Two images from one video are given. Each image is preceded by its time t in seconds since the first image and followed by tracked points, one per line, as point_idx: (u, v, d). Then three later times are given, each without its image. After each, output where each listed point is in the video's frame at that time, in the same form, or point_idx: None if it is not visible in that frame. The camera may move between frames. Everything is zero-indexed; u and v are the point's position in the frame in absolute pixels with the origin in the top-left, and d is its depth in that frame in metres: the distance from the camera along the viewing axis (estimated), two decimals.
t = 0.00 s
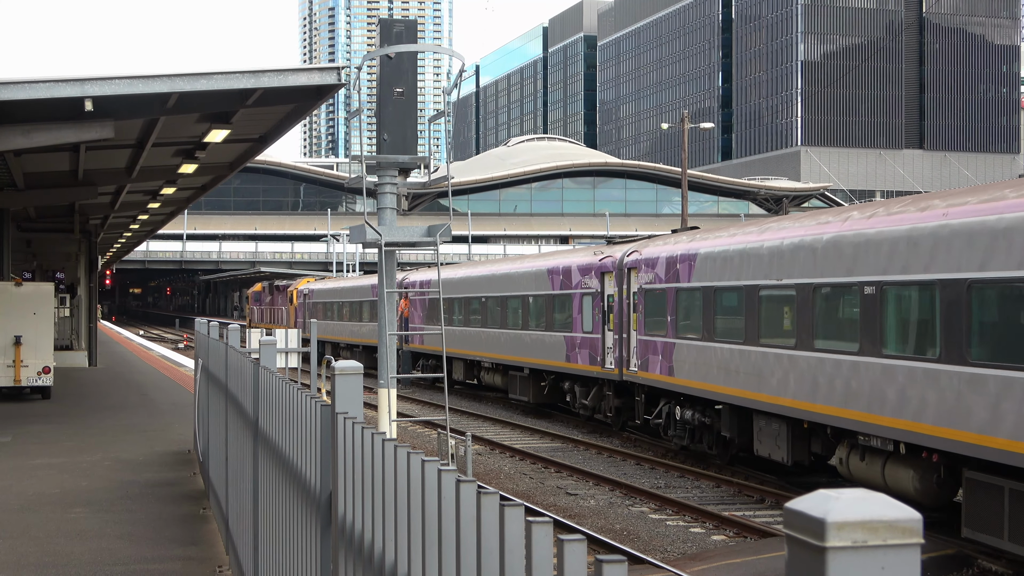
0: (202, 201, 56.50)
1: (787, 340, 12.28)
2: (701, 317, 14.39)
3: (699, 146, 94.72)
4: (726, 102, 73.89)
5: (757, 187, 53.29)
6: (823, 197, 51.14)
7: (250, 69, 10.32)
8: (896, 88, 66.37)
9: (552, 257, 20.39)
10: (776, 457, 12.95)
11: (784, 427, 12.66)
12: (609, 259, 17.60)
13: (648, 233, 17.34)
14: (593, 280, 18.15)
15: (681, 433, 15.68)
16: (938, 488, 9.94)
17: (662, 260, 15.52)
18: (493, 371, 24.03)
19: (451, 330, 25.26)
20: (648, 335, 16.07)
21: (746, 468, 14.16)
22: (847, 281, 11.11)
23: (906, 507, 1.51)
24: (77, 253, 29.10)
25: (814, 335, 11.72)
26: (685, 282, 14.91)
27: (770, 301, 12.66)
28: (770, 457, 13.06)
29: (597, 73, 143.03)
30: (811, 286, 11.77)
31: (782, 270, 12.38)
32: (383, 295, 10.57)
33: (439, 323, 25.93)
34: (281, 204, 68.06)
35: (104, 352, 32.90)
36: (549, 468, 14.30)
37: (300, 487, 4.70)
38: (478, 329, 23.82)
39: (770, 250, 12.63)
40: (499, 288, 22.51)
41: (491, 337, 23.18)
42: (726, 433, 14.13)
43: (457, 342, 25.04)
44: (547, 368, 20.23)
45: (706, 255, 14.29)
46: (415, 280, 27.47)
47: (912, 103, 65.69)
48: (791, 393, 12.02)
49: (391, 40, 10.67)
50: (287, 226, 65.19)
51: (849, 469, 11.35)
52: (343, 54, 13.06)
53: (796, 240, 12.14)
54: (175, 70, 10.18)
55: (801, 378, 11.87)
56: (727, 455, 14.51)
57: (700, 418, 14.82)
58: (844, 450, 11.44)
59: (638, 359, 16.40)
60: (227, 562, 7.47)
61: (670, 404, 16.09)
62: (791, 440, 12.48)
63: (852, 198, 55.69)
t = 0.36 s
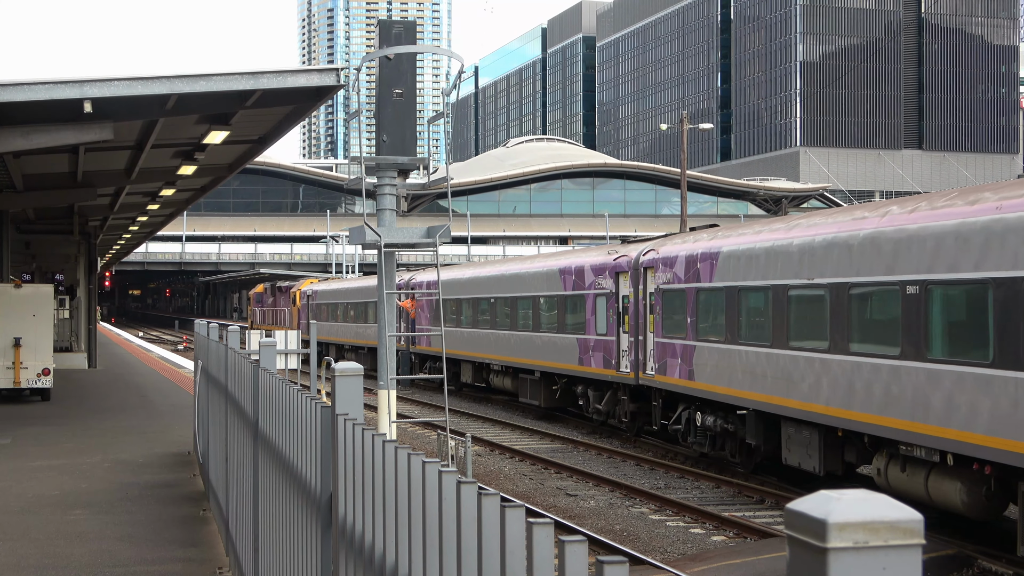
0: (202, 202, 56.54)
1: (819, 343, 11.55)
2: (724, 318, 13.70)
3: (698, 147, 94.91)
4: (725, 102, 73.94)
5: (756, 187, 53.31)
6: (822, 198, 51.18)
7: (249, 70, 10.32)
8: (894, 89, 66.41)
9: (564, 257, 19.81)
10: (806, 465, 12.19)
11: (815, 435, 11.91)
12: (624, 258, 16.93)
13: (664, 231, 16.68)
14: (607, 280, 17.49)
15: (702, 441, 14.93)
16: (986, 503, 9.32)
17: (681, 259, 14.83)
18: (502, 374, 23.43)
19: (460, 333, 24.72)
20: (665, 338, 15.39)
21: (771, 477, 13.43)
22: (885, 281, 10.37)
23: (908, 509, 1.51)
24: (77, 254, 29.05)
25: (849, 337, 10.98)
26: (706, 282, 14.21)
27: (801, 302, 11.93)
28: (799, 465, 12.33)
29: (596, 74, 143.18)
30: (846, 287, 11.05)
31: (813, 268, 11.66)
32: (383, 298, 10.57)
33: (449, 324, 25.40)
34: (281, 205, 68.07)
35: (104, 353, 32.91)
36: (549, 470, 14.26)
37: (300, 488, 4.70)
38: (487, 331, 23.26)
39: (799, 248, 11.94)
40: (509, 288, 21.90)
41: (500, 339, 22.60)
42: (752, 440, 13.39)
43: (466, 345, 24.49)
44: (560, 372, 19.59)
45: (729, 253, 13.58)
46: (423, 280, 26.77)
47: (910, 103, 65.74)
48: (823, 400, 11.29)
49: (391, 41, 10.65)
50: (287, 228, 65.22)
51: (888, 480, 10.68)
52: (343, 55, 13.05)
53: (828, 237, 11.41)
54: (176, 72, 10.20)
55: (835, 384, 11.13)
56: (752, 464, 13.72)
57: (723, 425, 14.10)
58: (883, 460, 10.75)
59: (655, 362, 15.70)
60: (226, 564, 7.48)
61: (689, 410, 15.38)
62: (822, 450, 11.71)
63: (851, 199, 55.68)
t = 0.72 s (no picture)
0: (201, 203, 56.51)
1: (855, 347, 10.81)
2: (749, 321, 12.97)
3: (698, 148, 95.02)
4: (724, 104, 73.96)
5: (755, 188, 53.38)
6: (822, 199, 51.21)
7: (249, 71, 10.35)
8: (893, 91, 66.36)
9: (575, 257, 19.29)
10: (839, 478, 11.34)
11: (850, 444, 11.09)
12: (639, 258, 16.28)
13: (680, 229, 16.01)
14: (621, 280, 16.83)
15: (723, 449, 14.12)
16: None
17: (701, 258, 14.14)
18: (512, 377, 22.90)
19: (468, 334, 24.31)
20: (683, 340, 14.70)
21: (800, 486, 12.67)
22: (932, 282, 9.59)
23: (910, 508, 1.51)
24: (77, 255, 28.97)
25: (891, 342, 10.22)
26: (729, 282, 13.48)
27: (835, 303, 11.16)
28: (830, 477, 11.52)
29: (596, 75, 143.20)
30: (885, 287, 10.30)
31: (849, 268, 10.90)
32: (382, 298, 10.51)
33: (456, 326, 25.09)
34: (280, 206, 68.05)
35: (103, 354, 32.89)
36: (547, 471, 14.26)
37: (300, 489, 4.71)
38: (495, 333, 22.83)
39: (833, 245, 11.20)
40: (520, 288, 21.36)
41: (510, 341, 22.13)
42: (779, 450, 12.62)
43: (474, 347, 24.07)
44: (572, 375, 19.01)
45: (754, 251, 12.85)
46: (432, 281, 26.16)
47: (909, 106, 65.72)
48: (860, 408, 10.51)
49: (390, 43, 10.69)
50: (286, 229, 65.24)
51: (930, 493, 9.89)
52: (342, 55, 13.06)
53: (866, 233, 10.66)
54: (175, 72, 10.19)
55: (874, 391, 10.36)
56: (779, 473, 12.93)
57: (747, 433, 13.28)
58: (925, 473, 9.97)
59: (674, 366, 14.97)
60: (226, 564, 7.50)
61: (710, 416, 14.56)
62: (858, 460, 10.90)
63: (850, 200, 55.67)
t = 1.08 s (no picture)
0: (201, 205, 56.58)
1: (897, 352, 10.09)
2: (779, 324, 12.24)
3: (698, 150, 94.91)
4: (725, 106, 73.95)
5: (754, 191, 53.43)
6: (821, 202, 51.23)
7: (248, 73, 10.37)
8: (894, 94, 66.27)
9: (588, 257, 18.42)
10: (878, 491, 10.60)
11: (889, 455, 10.37)
12: (656, 258, 15.41)
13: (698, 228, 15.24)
14: (637, 281, 16.01)
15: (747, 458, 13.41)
16: None
17: (724, 258, 13.42)
18: (523, 381, 22.05)
19: (477, 336, 23.50)
20: (704, 344, 13.97)
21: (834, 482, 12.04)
22: (985, 281, 8.87)
23: (912, 512, 1.50)
24: (77, 257, 28.94)
25: (936, 347, 9.51)
26: (757, 283, 12.73)
27: (874, 304, 10.47)
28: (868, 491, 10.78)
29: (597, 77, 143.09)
30: (930, 287, 9.60)
31: (889, 268, 10.21)
32: (382, 298, 10.49)
33: (465, 327, 24.29)
34: (280, 208, 68.06)
35: (104, 355, 32.93)
36: (547, 473, 14.28)
37: (300, 491, 4.71)
38: (505, 336, 21.98)
39: (871, 244, 10.49)
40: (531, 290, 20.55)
41: (520, 344, 21.31)
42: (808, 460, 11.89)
43: (484, 349, 23.25)
44: (586, 381, 18.14)
45: (783, 250, 12.16)
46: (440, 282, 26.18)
47: (910, 108, 65.64)
48: (902, 417, 9.79)
49: (390, 44, 10.74)
50: (286, 230, 65.28)
51: (981, 509, 9.19)
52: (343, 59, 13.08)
53: (908, 231, 9.98)
54: (174, 75, 10.17)
55: (917, 398, 9.65)
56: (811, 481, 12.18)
57: (773, 442, 12.62)
58: (974, 486, 9.28)
59: (693, 371, 14.25)
60: (226, 567, 7.48)
61: (733, 423, 13.87)
62: (897, 473, 10.19)
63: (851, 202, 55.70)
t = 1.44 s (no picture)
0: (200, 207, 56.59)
1: (944, 358, 9.52)
2: (810, 325, 11.75)
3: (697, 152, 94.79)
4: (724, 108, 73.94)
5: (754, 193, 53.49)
6: (821, 203, 51.22)
7: (248, 75, 10.37)
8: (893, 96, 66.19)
9: (602, 258, 18.05)
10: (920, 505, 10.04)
11: (933, 467, 9.76)
12: (674, 258, 15.14)
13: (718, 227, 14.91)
14: (654, 283, 15.67)
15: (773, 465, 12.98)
16: None
17: (749, 258, 12.98)
18: (533, 386, 21.57)
19: (487, 339, 23.06)
20: (726, 347, 13.55)
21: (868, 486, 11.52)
22: None
23: (912, 514, 1.51)
24: (75, 260, 28.94)
25: (988, 353, 8.93)
26: (786, 285, 12.27)
27: (913, 306, 9.95)
28: (910, 506, 10.21)
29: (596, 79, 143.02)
30: (981, 287, 9.03)
31: (933, 266, 9.64)
32: (382, 301, 10.52)
33: (474, 329, 23.86)
34: (280, 210, 68.06)
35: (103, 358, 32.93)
36: (547, 475, 14.29)
37: (299, 492, 4.71)
38: (516, 338, 21.55)
39: (913, 241, 9.95)
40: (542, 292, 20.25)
41: (531, 346, 20.90)
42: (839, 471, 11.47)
43: (494, 352, 22.80)
44: (601, 386, 17.72)
45: (815, 249, 11.63)
46: (447, 284, 26.12)
47: (909, 109, 65.56)
48: (949, 426, 9.24)
49: (389, 47, 10.71)
50: (286, 233, 65.29)
51: None
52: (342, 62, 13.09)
53: (954, 228, 9.43)
54: (174, 77, 10.14)
55: (966, 406, 9.09)
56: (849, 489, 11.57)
57: (801, 451, 12.11)
58: None
59: (714, 376, 13.81)
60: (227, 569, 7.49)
61: (757, 431, 13.36)
62: (944, 486, 9.55)
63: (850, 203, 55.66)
